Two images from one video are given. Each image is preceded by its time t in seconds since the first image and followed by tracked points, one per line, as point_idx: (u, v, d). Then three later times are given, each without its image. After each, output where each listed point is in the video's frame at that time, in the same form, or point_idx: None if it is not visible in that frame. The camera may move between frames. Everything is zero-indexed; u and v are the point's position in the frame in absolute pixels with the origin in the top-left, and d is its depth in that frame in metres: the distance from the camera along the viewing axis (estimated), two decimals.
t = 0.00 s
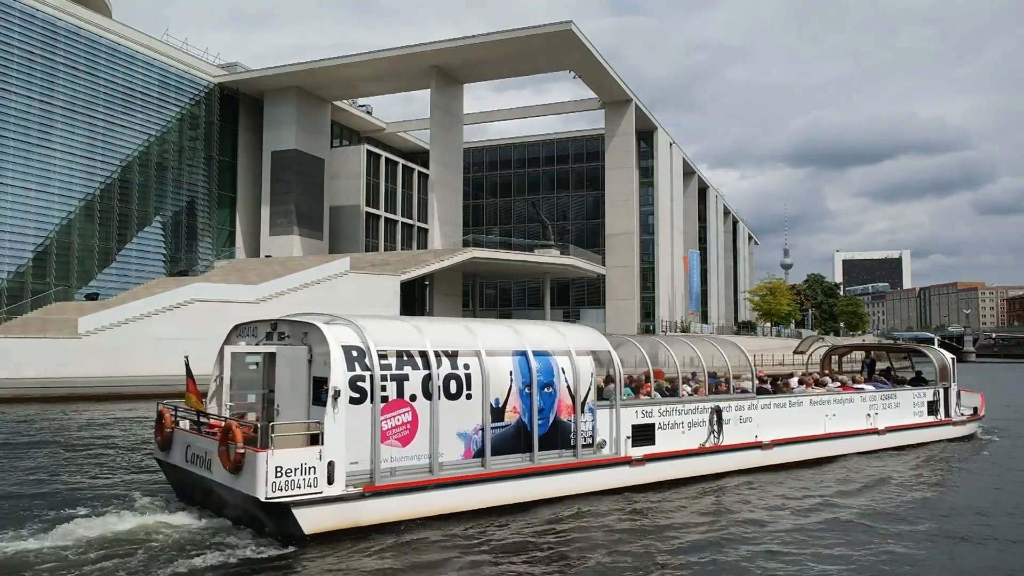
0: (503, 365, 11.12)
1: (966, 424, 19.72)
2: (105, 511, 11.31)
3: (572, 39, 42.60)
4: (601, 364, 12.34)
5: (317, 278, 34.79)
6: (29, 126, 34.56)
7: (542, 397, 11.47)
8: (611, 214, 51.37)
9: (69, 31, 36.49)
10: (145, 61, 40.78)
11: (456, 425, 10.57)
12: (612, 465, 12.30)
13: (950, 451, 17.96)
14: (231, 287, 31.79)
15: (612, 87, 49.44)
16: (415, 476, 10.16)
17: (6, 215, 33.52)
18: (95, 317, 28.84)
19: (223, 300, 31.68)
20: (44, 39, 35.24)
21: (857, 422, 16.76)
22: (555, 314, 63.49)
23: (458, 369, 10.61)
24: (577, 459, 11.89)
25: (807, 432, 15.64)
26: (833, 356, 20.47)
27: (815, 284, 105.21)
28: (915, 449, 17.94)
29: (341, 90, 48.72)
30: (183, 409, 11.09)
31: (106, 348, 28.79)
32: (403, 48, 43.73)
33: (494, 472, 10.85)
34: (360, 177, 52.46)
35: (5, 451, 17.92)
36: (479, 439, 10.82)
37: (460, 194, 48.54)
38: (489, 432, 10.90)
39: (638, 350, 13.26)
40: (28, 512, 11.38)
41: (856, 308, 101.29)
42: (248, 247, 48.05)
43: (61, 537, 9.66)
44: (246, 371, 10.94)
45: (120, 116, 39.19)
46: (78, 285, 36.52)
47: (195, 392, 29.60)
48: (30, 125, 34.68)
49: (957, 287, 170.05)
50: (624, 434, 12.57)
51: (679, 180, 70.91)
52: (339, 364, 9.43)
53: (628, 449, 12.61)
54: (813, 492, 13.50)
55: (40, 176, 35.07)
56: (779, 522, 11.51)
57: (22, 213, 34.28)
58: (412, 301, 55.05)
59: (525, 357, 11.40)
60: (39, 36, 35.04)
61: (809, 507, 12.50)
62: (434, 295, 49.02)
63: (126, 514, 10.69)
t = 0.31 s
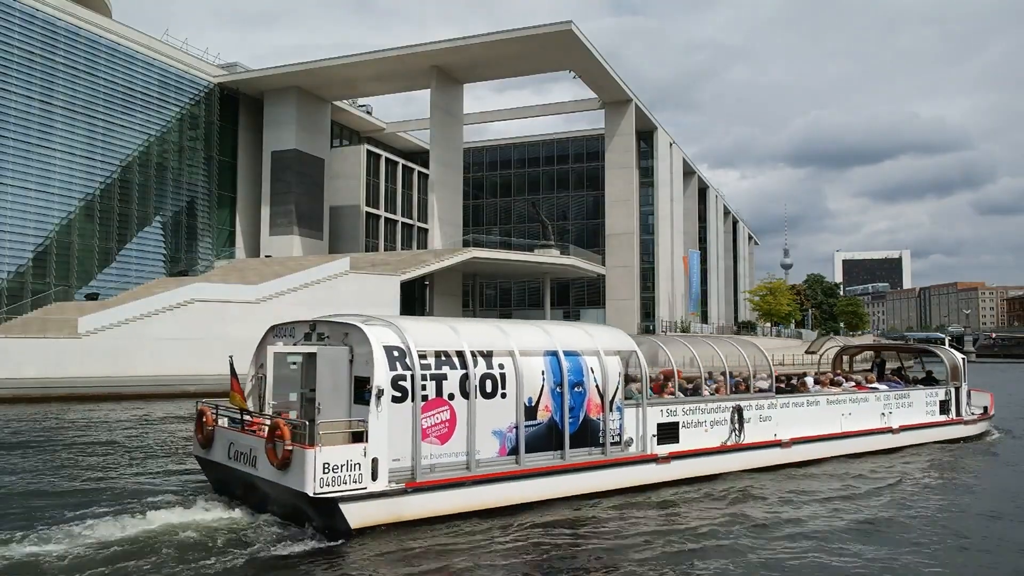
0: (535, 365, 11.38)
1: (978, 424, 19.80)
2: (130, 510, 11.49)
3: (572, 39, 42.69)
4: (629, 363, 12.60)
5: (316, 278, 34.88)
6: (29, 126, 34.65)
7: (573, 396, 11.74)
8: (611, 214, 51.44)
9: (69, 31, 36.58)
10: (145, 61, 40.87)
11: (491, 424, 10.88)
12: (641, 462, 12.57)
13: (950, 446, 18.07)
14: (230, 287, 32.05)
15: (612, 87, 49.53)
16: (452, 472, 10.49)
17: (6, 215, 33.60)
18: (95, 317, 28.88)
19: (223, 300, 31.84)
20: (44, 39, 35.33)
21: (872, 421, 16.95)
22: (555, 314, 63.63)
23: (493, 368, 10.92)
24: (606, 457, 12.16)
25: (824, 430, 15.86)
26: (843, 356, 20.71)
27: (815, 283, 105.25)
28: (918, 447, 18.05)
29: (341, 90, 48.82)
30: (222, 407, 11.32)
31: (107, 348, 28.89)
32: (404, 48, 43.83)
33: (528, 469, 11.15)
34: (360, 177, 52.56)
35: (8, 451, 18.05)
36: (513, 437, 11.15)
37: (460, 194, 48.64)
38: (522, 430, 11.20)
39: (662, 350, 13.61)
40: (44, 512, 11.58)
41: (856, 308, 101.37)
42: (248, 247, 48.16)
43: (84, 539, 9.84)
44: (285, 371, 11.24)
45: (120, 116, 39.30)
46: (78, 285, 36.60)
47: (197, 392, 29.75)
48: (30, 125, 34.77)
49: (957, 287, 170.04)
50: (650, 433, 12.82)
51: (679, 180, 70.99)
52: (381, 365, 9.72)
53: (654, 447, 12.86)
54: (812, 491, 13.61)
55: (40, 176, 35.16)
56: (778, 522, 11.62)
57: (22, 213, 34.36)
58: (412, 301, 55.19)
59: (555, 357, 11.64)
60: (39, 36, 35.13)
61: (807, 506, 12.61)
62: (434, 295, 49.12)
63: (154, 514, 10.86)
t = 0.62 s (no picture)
0: (565, 364, 11.80)
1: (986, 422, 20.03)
2: (151, 511, 11.64)
3: (572, 39, 42.78)
4: (654, 361, 12.97)
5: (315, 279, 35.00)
6: (29, 126, 34.74)
7: (601, 395, 12.11)
8: (611, 213, 51.53)
9: (69, 31, 36.68)
10: (145, 61, 40.96)
11: (524, 422, 11.29)
12: (667, 460, 12.92)
13: (949, 444, 18.19)
14: (230, 287, 32.28)
15: (612, 87, 49.62)
16: (488, 469, 10.91)
17: (6, 215, 33.70)
18: (95, 317, 28.96)
19: (223, 300, 32.02)
20: (44, 39, 35.45)
21: (885, 420, 17.18)
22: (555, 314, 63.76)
23: (526, 367, 11.34)
24: (634, 454, 12.50)
25: (840, 429, 16.15)
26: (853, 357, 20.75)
27: (815, 283, 105.33)
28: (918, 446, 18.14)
29: (340, 90, 48.92)
30: (262, 406, 11.67)
31: (107, 349, 28.99)
32: (404, 48, 43.95)
33: (560, 466, 11.53)
34: (360, 177, 52.65)
35: (11, 450, 18.18)
36: (546, 434, 11.54)
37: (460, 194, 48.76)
38: (553, 428, 11.60)
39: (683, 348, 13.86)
40: (60, 512, 11.75)
41: (855, 308, 101.49)
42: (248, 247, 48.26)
43: (101, 538, 10.02)
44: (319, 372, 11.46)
45: (120, 115, 39.41)
46: (78, 285, 36.72)
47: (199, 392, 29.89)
48: (30, 125, 34.87)
49: (957, 287, 170.13)
50: (675, 431, 13.15)
51: (679, 180, 71.08)
52: (421, 364, 10.18)
53: (680, 445, 13.20)
54: (812, 489, 13.72)
55: (40, 176, 35.27)
56: (778, 520, 11.73)
57: (22, 212, 34.44)
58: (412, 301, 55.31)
59: (584, 356, 12.05)
60: (40, 36, 35.25)
61: (807, 504, 12.71)
62: (434, 295, 49.22)
63: (174, 515, 11.00)
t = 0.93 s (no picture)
0: (598, 364, 12.30)
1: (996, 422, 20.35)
2: (167, 510, 11.77)
3: (572, 39, 42.88)
4: (681, 361, 13.52)
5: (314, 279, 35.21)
6: (29, 126, 34.85)
7: (633, 393, 12.64)
8: (611, 213, 51.55)
9: (69, 31, 36.79)
10: (145, 62, 41.08)
11: (561, 420, 11.79)
12: (693, 457, 13.43)
13: (946, 444, 18.29)
14: (230, 287, 32.42)
15: (611, 87, 49.70)
16: (526, 465, 11.43)
17: (6, 214, 33.80)
18: (95, 317, 28.96)
19: (223, 300, 32.15)
20: (44, 38, 35.55)
21: (901, 417, 17.78)
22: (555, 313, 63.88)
23: (561, 367, 11.84)
24: (662, 451, 13.03)
25: (858, 427, 16.71)
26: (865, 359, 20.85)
27: (815, 283, 105.36)
28: (918, 447, 18.24)
29: (340, 90, 49.03)
30: (302, 404, 12.12)
31: (107, 348, 29.04)
32: (404, 48, 44.07)
33: (593, 462, 12.05)
34: (360, 177, 52.74)
35: (15, 449, 18.32)
36: (580, 432, 12.05)
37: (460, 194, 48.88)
38: (587, 425, 12.08)
39: (709, 349, 14.43)
40: (71, 510, 11.89)
41: (855, 308, 101.47)
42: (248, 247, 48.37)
43: (116, 537, 10.22)
44: (357, 370, 11.93)
45: (120, 115, 39.53)
46: (78, 285, 36.80)
47: (199, 392, 30.00)
48: (30, 125, 34.97)
49: (957, 287, 170.09)
50: (700, 429, 13.69)
51: (679, 180, 71.15)
52: (463, 364, 10.69)
53: (705, 442, 13.74)
54: (809, 489, 13.85)
55: (40, 176, 35.37)
56: (775, 520, 11.86)
57: (22, 212, 34.54)
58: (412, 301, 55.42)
59: (616, 356, 12.56)
60: (40, 36, 35.36)
61: (804, 504, 12.85)
62: (434, 295, 49.33)
63: (189, 516, 11.13)
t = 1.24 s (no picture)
0: (626, 364, 12.93)
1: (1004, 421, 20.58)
2: (191, 510, 11.91)
3: (571, 38, 42.98)
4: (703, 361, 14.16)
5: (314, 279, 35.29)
6: (29, 126, 34.95)
7: (657, 392, 13.25)
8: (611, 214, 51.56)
9: (69, 31, 36.89)
10: (145, 61, 41.18)
11: (592, 418, 12.39)
12: (716, 455, 13.98)
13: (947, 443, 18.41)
14: (231, 287, 32.51)
15: (611, 87, 49.78)
16: (558, 462, 11.94)
17: (6, 213, 33.88)
18: (95, 317, 29.06)
19: (223, 300, 32.24)
20: (44, 38, 35.64)
21: (913, 416, 18.23)
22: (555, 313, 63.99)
23: (591, 366, 12.42)
24: (687, 449, 13.60)
25: (872, 426, 17.25)
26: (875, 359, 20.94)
27: (815, 283, 105.41)
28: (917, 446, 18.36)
29: (340, 90, 49.14)
30: (336, 404, 12.50)
31: (107, 348, 29.12)
32: (403, 48, 44.18)
33: (621, 460, 12.61)
34: (360, 176, 52.84)
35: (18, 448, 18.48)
36: (609, 430, 12.61)
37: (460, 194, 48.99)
38: (615, 423, 12.64)
39: (731, 351, 15.02)
40: (78, 509, 12.06)
41: (855, 308, 101.47)
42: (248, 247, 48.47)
43: (129, 536, 10.38)
44: (391, 369, 12.66)
45: (120, 115, 39.62)
46: (78, 285, 36.87)
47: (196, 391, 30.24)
48: (30, 125, 35.06)
49: (957, 287, 170.11)
50: (723, 427, 14.28)
51: (679, 180, 71.27)
52: (498, 363, 11.23)
53: (727, 440, 14.31)
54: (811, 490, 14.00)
55: (40, 176, 35.46)
56: (779, 521, 11.99)
57: (22, 212, 34.64)
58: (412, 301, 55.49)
59: (642, 357, 13.20)
60: (40, 36, 35.45)
61: (804, 505, 12.97)
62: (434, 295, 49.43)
63: (205, 518, 11.25)
